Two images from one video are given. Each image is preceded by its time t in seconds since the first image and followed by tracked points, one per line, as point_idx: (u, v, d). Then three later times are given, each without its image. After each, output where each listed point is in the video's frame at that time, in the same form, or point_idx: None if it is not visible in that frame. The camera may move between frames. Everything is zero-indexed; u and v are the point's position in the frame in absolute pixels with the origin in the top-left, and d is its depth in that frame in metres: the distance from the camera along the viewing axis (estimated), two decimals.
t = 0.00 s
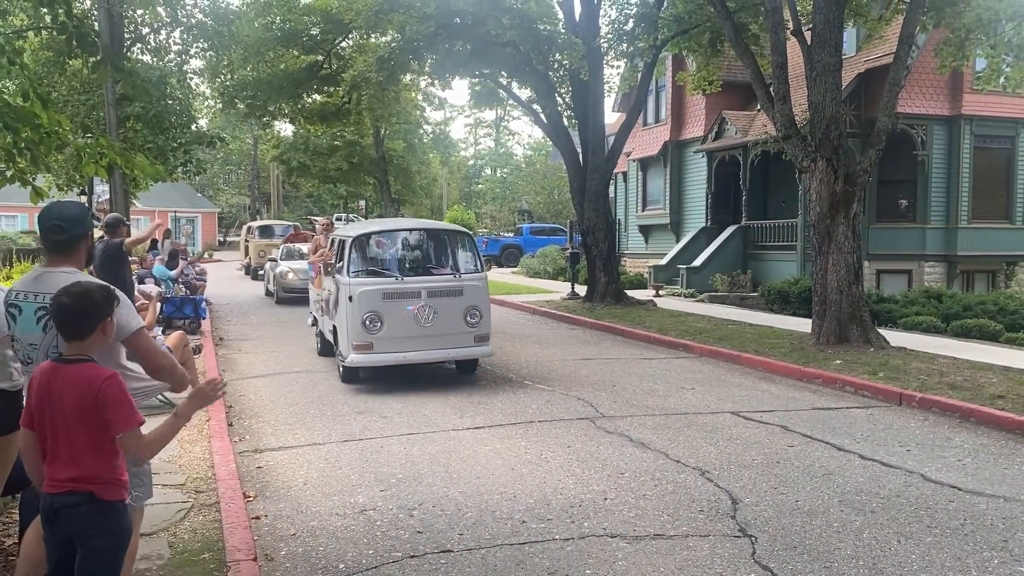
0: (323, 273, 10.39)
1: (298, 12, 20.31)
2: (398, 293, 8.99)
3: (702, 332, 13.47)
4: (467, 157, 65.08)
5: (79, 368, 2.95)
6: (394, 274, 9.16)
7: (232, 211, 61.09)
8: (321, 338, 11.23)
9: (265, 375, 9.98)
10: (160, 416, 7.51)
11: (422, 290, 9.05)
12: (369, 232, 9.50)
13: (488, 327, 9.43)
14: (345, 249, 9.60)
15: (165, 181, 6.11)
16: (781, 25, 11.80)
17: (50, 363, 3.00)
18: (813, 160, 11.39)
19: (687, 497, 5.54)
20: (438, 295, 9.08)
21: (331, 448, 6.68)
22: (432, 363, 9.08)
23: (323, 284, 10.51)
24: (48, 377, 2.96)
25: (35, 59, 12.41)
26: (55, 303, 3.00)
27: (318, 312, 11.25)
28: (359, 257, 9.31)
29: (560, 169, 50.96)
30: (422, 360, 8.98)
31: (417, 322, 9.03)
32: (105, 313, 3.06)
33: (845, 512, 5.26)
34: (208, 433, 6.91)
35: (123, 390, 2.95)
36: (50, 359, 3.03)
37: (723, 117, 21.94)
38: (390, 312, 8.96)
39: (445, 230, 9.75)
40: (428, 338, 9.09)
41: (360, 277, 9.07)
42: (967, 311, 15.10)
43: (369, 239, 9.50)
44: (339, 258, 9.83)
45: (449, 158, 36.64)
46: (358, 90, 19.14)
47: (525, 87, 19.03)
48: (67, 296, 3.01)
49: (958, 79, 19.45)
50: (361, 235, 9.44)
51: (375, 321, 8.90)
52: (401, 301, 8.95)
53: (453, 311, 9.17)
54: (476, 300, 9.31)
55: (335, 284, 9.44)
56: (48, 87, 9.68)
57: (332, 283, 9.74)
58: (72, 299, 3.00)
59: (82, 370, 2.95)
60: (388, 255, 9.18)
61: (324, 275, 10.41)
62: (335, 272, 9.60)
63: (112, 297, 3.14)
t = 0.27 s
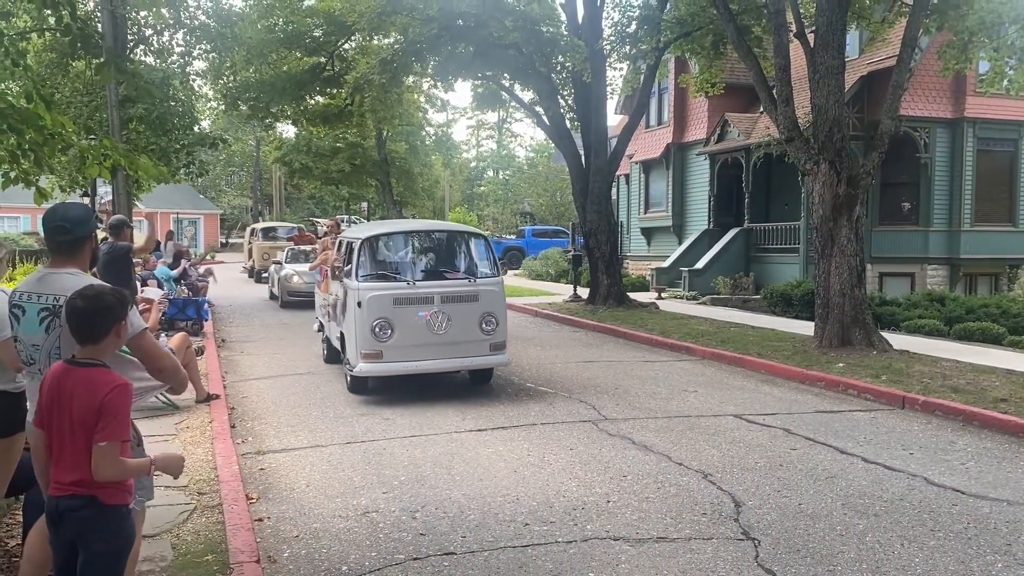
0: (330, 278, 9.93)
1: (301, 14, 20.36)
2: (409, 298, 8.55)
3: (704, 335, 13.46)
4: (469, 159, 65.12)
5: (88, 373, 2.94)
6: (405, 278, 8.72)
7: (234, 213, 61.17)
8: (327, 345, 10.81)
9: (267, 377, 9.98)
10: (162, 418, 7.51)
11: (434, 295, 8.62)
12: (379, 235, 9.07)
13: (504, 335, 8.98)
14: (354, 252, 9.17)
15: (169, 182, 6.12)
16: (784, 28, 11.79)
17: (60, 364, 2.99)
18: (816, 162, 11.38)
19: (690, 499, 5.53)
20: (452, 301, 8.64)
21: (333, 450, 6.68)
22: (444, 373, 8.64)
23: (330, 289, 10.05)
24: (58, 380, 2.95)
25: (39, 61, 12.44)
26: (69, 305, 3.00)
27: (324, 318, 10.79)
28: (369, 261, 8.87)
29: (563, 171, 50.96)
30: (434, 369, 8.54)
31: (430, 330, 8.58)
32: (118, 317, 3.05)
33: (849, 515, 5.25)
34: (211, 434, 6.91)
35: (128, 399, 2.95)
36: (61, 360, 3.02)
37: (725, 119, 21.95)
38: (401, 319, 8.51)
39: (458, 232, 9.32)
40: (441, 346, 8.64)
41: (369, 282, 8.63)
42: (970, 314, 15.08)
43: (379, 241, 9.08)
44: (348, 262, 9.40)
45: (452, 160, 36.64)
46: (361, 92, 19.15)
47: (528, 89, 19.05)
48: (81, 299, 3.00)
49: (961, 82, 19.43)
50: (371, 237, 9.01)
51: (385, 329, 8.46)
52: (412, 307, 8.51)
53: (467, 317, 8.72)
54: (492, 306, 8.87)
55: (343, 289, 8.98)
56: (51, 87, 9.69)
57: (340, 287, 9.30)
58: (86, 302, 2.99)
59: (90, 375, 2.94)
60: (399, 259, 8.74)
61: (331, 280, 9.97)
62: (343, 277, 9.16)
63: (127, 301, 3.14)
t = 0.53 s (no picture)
0: (338, 283, 9.46)
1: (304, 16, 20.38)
2: (421, 305, 8.11)
3: (707, 337, 13.45)
4: (471, 161, 65.14)
5: (101, 376, 2.95)
6: (417, 284, 8.27)
7: (237, 215, 61.23)
8: (334, 352, 10.38)
9: (269, 379, 9.99)
10: (164, 419, 7.52)
11: (448, 301, 8.17)
12: (389, 238, 8.63)
13: (522, 343, 8.53)
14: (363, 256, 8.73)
15: (172, 184, 6.13)
16: (786, 30, 11.80)
17: (74, 364, 3.00)
18: (819, 165, 11.38)
19: (692, 502, 5.53)
20: (466, 307, 8.20)
21: (336, 451, 6.69)
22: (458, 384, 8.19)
23: (337, 294, 9.59)
24: (70, 381, 2.96)
25: (42, 63, 12.47)
26: (89, 305, 3.03)
27: (331, 325, 10.34)
28: (378, 265, 8.43)
29: (565, 173, 50.96)
30: (448, 379, 8.09)
31: (443, 338, 8.13)
32: (135, 320, 3.08)
33: (852, 518, 5.24)
34: (213, 435, 6.92)
35: (140, 406, 2.95)
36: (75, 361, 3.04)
37: (728, 122, 21.95)
38: (412, 326, 8.07)
39: (472, 235, 8.90)
40: (455, 355, 8.19)
41: (379, 287, 8.18)
42: (972, 317, 15.06)
43: (389, 244, 8.65)
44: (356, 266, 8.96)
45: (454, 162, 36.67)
46: (364, 94, 19.16)
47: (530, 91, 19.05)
48: (102, 300, 3.04)
49: (963, 85, 19.40)
50: (381, 240, 8.56)
51: (396, 337, 8.01)
52: (425, 314, 8.07)
53: (482, 325, 8.28)
54: (508, 313, 8.43)
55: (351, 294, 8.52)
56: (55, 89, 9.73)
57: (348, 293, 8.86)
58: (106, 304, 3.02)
59: (102, 378, 2.95)
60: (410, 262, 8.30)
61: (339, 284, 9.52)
62: (351, 281, 8.71)
63: (144, 303, 3.17)
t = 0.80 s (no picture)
0: (345, 287, 8.90)
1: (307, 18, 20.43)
2: (435, 312, 7.57)
3: (709, 339, 13.44)
4: (474, 162, 65.20)
5: (116, 379, 2.97)
6: (431, 289, 7.73)
7: (239, 216, 61.31)
8: (340, 359, 9.89)
9: (271, 380, 10.00)
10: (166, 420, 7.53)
11: (464, 308, 7.63)
12: (401, 240, 8.09)
13: (542, 353, 8.00)
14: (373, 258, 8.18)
15: (175, 185, 6.14)
16: (789, 32, 11.80)
17: (86, 364, 3.01)
18: (821, 167, 11.37)
19: (694, 504, 5.52)
20: (483, 315, 7.67)
21: (338, 452, 6.69)
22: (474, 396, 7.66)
23: (345, 298, 9.03)
24: (82, 383, 2.97)
25: (46, 64, 12.51)
26: (103, 306, 3.03)
27: (337, 330, 9.80)
28: (390, 268, 7.89)
29: (567, 174, 50.96)
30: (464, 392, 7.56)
31: (459, 348, 7.59)
32: (149, 322, 3.09)
33: (854, 521, 5.24)
34: (215, 436, 6.93)
35: (156, 410, 2.97)
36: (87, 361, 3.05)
37: (730, 124, 21.95)
38: (426, 335, 7.53)
39: (488, 236, 8.35)
40: (471, 366, 7.66)
41: (389, 293, 7.64)
42: (975, 320, 15.04)
43: (400, 246, 8.10)
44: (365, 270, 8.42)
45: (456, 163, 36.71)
46: (366, 95, 19.18)
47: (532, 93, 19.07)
48: (115, 302, 3.04)
49: (966, 88, 19.39)
50: (392, 242, 8.02)
51: (409, 346, 7.47)
52: (439, 322, 7.53)
53: (501, 333, 7.74)
54: (528, 321, 7.89)
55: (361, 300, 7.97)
56: (58, 90, 9.75)
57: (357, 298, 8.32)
58: (120, 306, 3.04)
59: (117, 380, 2.97)
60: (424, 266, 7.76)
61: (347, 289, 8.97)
62: (359, 286, 8.16)
63: (156, 305, 3.19)
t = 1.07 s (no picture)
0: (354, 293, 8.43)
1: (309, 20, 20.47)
2: (451, 318, 7.08)
3: (711, 341, 13.43)
4: (476, 164, 65.24)
5: (105, 379, 2.97)
6: (446, 293, 7.27)
7: (242, 217, 61.40)
8: (349, 369, 9.43)
9: (273, 381, 10.00)
10: (168, 421, 7.53)
11: (482, 314, 7.15)
12: (414, 241, 7.65)
13: (565, 363, 7.51)
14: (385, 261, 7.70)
15: (177, 186, 6.15)
16: (791, 34, 11.78)
17: (75, 368, 3.01)
18: (823, 169, 11.36)
19: (696, 506, 5.52)
20: (502, 321, 7.19)
21: (339, 454, 6.70)
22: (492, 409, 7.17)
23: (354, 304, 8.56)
24: (72, 385, 2.97)
25: (49, 66, 12.54)
26: (88, 310, 3.01)
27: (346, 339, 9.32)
28: (402, 271, 7.44)
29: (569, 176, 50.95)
30: (481, 404, 7.06)
31: (477, 357, 7.11)
32: (134, 323, 3.08)
33: (856, 523, 5.24)
34: (217, 437, 6.93)
35: (145, 410, 2.96)
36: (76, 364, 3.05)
37: (733, 125, 21.95)
38: (440, 343, 7.04)
39: (505, 238, 7.90)
40: (489, 377, 7.17)
41: (402, 297, 7.18)
42: (977, 322, 15.02)
43: (413, 248, 7.67)
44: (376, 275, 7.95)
45: (458, 165, 36.74)
46: (369, 97, 19.20)
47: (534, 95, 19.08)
48: (100, 304, 3.03)
49: (969, 90, 19.38)
50: (404, 243, 7.57)
51: (422, 355, 6.99)
52: (454, 328, 7.05)
53: (521, 341, 7.25)
54: (550, 328, 7.40)
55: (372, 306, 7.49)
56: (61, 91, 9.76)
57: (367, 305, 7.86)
58: (105, 308, 3.02)
59: (106, 382, 2.96)
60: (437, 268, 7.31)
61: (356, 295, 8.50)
62: (370, 291, 7.71)
63: (141, 306, 3.17)
